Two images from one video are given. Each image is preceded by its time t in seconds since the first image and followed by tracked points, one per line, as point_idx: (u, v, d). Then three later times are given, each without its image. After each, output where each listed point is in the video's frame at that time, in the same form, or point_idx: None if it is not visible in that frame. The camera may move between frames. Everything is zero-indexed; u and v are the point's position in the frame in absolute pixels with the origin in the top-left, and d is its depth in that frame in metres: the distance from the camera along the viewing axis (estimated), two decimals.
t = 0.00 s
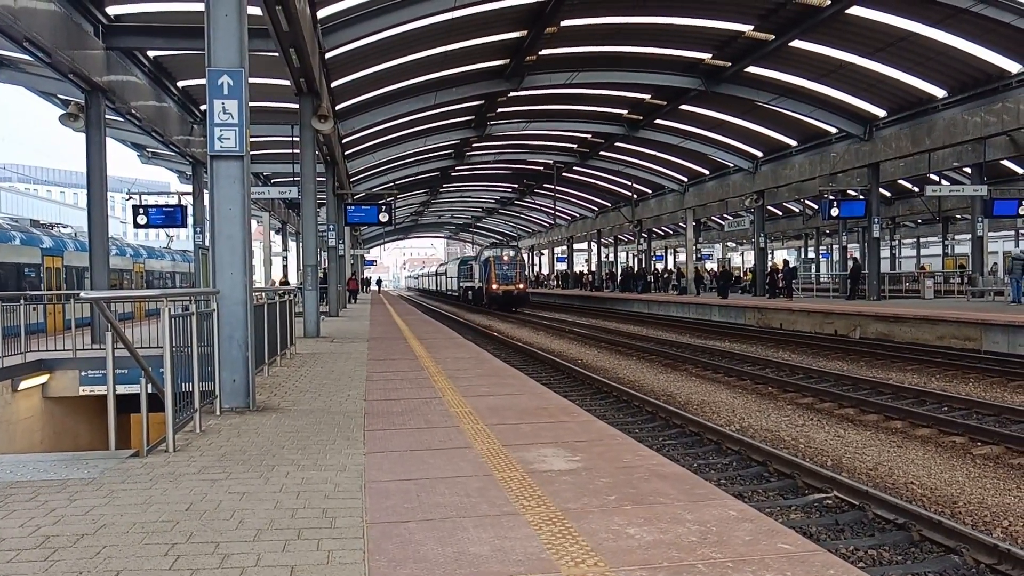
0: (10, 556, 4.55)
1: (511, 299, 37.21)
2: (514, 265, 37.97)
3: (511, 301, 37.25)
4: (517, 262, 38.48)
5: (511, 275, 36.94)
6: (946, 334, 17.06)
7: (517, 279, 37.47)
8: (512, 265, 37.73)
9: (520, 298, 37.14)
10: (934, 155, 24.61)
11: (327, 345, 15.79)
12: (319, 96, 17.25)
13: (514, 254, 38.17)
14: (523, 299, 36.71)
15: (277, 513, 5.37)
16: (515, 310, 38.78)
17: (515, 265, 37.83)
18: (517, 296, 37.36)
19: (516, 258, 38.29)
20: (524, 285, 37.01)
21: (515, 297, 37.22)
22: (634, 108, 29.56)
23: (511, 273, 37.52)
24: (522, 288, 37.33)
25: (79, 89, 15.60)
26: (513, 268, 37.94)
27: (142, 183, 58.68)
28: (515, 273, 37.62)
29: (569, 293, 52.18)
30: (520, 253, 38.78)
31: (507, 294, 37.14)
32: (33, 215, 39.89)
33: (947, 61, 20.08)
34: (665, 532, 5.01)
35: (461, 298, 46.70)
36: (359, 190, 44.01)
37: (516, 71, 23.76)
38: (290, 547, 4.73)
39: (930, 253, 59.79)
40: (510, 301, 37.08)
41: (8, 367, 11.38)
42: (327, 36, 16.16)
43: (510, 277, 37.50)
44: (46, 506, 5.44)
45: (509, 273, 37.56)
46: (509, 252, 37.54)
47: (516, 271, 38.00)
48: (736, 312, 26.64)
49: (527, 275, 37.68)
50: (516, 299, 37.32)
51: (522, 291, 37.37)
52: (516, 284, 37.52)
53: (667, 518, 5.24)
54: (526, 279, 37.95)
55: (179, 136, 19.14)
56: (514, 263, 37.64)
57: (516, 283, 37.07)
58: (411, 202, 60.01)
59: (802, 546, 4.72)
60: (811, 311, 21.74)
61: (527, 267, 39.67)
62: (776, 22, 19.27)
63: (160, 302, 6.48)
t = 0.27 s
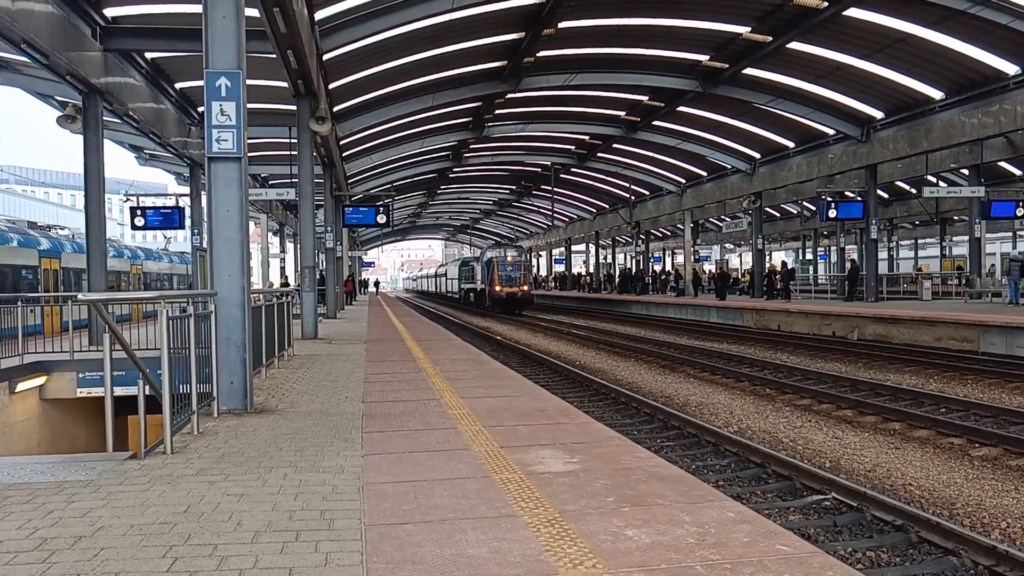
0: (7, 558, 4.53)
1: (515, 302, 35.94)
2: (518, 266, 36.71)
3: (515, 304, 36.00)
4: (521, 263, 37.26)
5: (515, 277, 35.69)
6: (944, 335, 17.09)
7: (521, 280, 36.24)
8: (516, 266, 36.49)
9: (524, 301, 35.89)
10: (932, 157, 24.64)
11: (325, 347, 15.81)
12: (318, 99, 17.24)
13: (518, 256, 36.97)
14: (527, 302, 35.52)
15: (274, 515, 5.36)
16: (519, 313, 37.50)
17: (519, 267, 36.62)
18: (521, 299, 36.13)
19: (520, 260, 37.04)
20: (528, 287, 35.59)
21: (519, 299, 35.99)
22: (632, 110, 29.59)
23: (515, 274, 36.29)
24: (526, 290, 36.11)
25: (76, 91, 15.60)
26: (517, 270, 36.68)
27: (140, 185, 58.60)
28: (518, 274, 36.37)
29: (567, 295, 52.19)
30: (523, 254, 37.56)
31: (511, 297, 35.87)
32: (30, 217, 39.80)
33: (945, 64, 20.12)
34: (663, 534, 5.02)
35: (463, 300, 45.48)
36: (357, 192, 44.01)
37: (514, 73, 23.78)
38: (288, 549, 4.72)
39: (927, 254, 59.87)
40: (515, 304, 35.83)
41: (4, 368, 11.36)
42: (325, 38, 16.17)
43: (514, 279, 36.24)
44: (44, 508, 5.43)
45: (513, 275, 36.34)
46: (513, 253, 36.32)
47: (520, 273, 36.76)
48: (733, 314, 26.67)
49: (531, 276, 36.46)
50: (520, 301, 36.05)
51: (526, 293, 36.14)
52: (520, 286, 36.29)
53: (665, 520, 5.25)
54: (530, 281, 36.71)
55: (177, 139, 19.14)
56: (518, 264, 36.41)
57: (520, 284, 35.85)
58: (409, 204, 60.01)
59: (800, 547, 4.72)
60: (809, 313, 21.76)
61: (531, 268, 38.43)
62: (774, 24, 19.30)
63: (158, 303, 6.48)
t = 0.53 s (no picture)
0: (6, 559, 4.53)
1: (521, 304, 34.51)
2: (523, 266, 35.30)
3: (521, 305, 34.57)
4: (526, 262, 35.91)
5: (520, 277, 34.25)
6: (942, 337, 17.12)
7: (526, 281, 34.85)
8: (522, 266, 35.10)
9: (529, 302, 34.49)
10: (930, 158, 24.66)
11: (324, 347, 15.82)
12: (316, 99, 17.22)
13: (523, 256, 35.60)
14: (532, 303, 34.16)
15: (273, 516, 5.36)
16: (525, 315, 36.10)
17: (524, 267, 35.22)
18: (527, 300, 34.70)
19: (525, 259, 35.65)
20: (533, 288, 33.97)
21: (525, 300, 34.56)
22: (630, 111, 29.60)
23: (520, 274, 34.89)
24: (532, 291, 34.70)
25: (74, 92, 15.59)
26: (522, 270, 35.26)
27: (138, 186, 58.53)
28: (524, 275, 34.97)
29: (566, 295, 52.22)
30: (529, 254, 36.18)
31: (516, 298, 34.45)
32: (28, 217, 39.77)
33: (943, 65, 20.14)
34: (662, 535, 5.02)
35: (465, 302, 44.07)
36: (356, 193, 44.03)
37: (512, 73, 23.78)
38: (286, 550, 4.71)
39: (926, 256, 59.89)
40: (520, 305, 34.39)
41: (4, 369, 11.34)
42: (323, 39, 16.14)
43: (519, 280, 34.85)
44: (42, 509, 5.42)
45: (518, 276, 34.92)
46: (517, 252, 34.95)
47: (525, 273, 35.35)
48: (732, 315, 26.69)
49: (537, 277, 35.10)
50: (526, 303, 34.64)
51: (532, 294, 34.70)
52: (525, 287, 34.91)
53: (664, 521, 5.25)
54: (536, 281, 35.32)
55: (176, 139, 19.12)
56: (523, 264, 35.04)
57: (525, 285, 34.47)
58: (408, 205, 60.04)
59: (799, 548, 4.73)
60: (807, 314, 21.80)
61: (537, 269, 37.06)
62: (772, 25, 19.33)
63: (156, 303, 6.48)
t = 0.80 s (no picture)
0: (2, 561, 4.52)
1: (526, 306, 32.80)
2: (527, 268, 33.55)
3: (525, 307, 32.85)
4: (530, 262, 34.22)
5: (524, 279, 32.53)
6: (939, 339, 17.15)
7: (531, 282, 33.13)
8: (526, 266, 33.38)
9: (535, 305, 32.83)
10: (927, 160, 24.70)
11: (320, 349, 15.81)
12: (313, 100, 17.21)
13: (527, 256, 33.92)
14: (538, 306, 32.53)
15: (270, 518, 5.35)
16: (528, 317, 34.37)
17: (529, 267, 33.51)
18: (531, 302, 33.00)
19: (529, 259, 33.95)
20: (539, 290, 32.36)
21: (529, 302, 32.87)
22: (627, 112, 29.60)
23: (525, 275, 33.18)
24: (537, 293, 32.99)
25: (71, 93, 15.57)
26: (526, 271, 33.55)
27: (133, 188, 58.33)
28: (528, 276, 33.22)
29: (563, 297, 52.22)
30: (532, 254, 34.51)
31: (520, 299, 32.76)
32: (24, 219, 39.69)
33: (940, 67, 20.18)
34: (659, 536, 5.02)
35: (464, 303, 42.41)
36: (353, 194, 44.01)
37: (509, 75, 23.78)
38: (283, 552, 4.71)
39: (922, 257, 59.93)
40: (524, 306, 32.68)
41: None
42: (320, 41, 16.12)
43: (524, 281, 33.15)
44: (39, 511, 5.41)
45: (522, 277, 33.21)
46: (521, 252, 33.24)
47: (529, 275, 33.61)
48: (728, 316, 26.68)
49: (542, 278, 33.47)
50: (531, 305, 32.94)
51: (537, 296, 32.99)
52: (529, 289, 33.22)
53: (661, 523, 5.25)
54: (540, 282, 33.62)
55: (172, 140, 19.10)
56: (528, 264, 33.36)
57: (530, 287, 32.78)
58: (405, 206, 59.99)
59: (796, 550, 4.73)
60: (804, 316, 21.81)
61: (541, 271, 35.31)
62: (770, 27, 19.36)
63: (153, 305, 6.48)
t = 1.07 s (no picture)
0: None
1: (533, 307, 31.29)
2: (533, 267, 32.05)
3: (532, 309, 31.32)
4: (537, 262, 32.69)
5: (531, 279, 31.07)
6: (937, 339, 17.16)
7: (538, 283, 31.57)
8: (533, 266, 31.84)
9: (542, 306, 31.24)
10: (925, 161, 24.73)
11: (319, 349, 15.81)
12: (311, 101, 17.21)
13: (533, 255, 32.35)
14: (546, 307, 30.91)
15: (268, 518, 5.35)
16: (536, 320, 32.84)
17: (535, 267, 31.96)
18: (539, 303, 31.43)
19: (536, 258, 32.38)
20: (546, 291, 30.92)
21: (536, 304, 31.32)
22: (626, 113, 29.62)
23: (532, 275, 31.62)
24: (545, 294, 31.42)
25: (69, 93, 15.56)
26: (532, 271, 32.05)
27: (132, 188, 58.29)
28: (535, 276, 31.65)
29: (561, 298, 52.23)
30: (540, 251, 32.93)
31: (527, 300, 31.25)
32: (22, 219, 39.66)
33: (938, 68, 20.21)
34: (658, 537, 5.03)
35: (468, 304, 40.96)
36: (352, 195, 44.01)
37: (508, 76, 23.79)
38: (282, 552, 4.70)
39: (921, 257, 59.96)
40: (530, 308, 31.15)
41: None
42: (318, 41, 16.10)
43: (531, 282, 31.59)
44: (36, 511, 5.40)
45: (529, 277, 31.66)
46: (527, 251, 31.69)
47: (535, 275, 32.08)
48: (727, 317, 26.67)
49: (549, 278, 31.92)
50: (538, 306, 31.42)
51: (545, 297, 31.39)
52: (536, 290, 31.62)
53: (660, 523, 5.26)
54: (548, 283, 32.06)
55: (171, 141, 19.10)
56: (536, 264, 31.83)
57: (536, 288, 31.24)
58: (403, 207, 59.97)
59: (795, 550, 4.74)
60: (802, 316, 21.82)
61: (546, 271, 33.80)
62: (767, 29, 19.39)
63: (151, 306, 6.48)
